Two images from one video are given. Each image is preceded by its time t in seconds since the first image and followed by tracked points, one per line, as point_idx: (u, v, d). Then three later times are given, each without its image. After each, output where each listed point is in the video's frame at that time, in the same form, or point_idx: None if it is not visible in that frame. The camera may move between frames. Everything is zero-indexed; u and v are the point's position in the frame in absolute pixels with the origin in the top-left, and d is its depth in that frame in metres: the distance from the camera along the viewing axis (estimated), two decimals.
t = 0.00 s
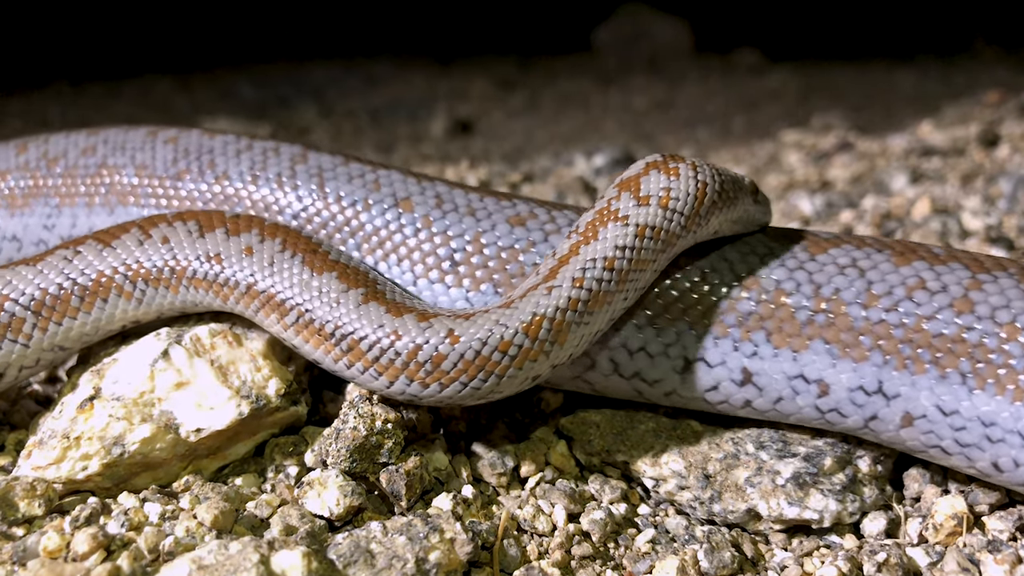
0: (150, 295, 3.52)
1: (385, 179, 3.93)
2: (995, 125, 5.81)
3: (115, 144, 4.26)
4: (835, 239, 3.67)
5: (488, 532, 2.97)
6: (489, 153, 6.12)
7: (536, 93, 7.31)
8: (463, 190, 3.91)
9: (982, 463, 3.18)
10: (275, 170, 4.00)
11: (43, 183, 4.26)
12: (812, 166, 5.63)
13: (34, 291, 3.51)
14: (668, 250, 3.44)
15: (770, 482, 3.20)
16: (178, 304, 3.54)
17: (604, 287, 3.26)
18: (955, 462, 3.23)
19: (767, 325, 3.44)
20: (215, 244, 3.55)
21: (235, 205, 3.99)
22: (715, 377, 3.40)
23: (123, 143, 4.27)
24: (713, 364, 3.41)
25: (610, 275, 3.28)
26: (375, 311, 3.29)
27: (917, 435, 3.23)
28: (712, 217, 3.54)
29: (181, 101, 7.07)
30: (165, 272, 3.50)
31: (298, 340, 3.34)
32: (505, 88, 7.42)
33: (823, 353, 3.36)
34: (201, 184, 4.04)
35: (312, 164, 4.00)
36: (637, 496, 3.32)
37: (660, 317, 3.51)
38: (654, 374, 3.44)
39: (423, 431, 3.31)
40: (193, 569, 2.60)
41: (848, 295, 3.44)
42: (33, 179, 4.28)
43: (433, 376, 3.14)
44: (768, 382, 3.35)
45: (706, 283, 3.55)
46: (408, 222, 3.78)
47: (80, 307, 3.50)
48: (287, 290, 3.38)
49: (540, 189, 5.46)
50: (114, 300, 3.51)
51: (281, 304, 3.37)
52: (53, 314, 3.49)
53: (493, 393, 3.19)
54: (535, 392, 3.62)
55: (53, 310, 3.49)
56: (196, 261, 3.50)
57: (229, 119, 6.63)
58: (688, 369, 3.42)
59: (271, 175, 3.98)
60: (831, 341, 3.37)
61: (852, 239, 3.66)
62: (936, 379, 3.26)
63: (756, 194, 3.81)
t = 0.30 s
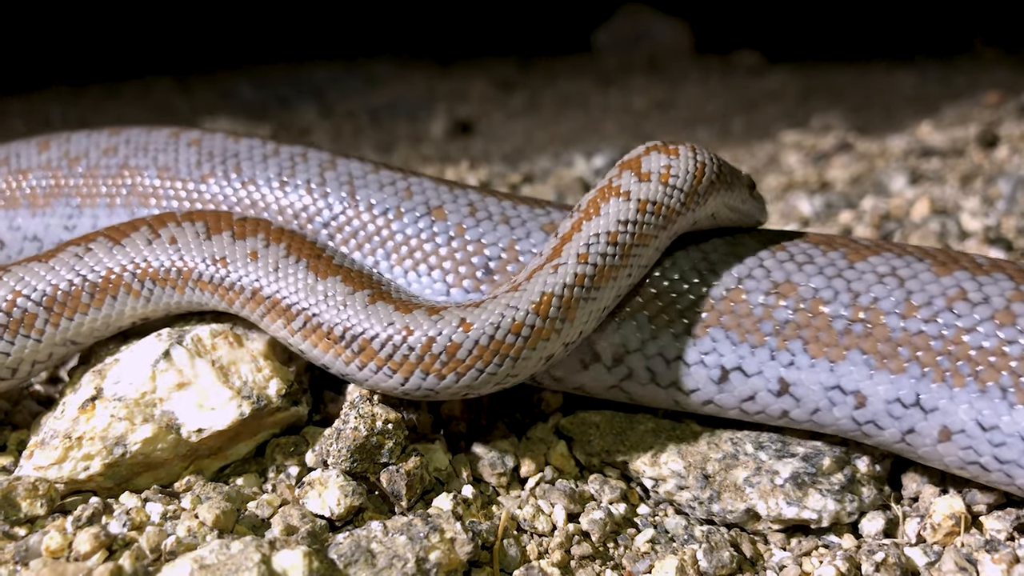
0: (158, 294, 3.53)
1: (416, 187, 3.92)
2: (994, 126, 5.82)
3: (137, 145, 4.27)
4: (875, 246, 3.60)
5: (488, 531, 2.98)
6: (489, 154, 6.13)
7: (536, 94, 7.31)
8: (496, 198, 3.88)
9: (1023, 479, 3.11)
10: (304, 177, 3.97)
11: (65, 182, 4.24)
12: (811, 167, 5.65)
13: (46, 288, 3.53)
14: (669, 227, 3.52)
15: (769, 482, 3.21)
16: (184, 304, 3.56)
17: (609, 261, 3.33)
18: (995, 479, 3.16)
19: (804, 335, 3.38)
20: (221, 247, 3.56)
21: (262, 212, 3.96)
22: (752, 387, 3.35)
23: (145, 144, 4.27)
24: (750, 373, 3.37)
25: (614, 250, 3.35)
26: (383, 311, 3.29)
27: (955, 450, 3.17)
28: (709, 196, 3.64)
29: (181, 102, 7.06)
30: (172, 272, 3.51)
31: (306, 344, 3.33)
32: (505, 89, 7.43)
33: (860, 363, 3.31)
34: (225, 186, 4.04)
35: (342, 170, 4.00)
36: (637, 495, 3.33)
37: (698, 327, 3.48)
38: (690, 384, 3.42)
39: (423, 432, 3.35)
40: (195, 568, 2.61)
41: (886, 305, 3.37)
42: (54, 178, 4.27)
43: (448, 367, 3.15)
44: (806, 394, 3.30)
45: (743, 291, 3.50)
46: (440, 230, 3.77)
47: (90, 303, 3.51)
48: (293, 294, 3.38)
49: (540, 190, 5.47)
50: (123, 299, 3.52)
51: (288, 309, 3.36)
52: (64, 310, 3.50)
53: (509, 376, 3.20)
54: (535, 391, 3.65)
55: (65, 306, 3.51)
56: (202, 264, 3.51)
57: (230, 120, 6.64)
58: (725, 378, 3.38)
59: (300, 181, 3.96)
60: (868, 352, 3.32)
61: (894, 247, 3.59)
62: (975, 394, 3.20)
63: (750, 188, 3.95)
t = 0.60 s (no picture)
0: (165, 296, 3.52)
1: (439, 193, 3.91)
2: (994, 128, 5.82)
3: (152, 146, 4.25)
4: (906, 250, 3.56)
5: (488, 533, 2.98)
6: (489, 155, 6.12)
7: (535, 97, 7.31)
8: (520, 204, 3.86)
9: None
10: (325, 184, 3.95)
11: (79, 183, 4.23)
12: (811, 169, 5.64)
13: (56, 286, 3.52)
14: (678, 213, 3.53)
15: (769, 484, 3.20)
16: (191, 307, 3.54)
17: (619, 245, 3.35)
18: None
19: (831, 340, 3.36)
20: (229, 252, 3.53)
21: (280, 218, 3.93)
22: (780, 393, 3.33)
23: (160, 145, 4.26)
24: (778, 378, 3.34)
25: (624, 234, 3.37)
26: (394, 313, 3.28)
27: (983, 462, 3.13)
28: (716, 183, 3.65)
29: (180, 104, 7.06)
30: (180, 275, 3.49)
31: (316, 352, 3.30)
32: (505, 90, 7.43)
33: (888, 371, 3.29)
34: (244, 189, 4.02)
35: (362, 175, 3.99)
36: (637, 497, 3.32)
37: (725, 332, 3.45)
38: (717, 391, 3.40)
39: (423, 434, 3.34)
40: (194, 571, 2.60)
41: (916, 311, 3.34)
42: (68, 179, 4.25)
43: (465, 362, 3.15)
44: (834, 400, 3.28)
45: (771, 295, 3.47)
46: (464, 235, 3.76)
47: (99, 303, 3.50)
48: (301, 301, 3.35)
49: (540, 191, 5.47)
50: (130, 300, 3.51)
51: (296, 316, 3.33)
52: (74, 309, 3.49)
53: (527, 366, 3.21)
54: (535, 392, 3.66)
55: (74, 305, 3.50)
56: (210, 269, 3.49)
57: (229, 122, 6.63)
58: (753, 384, 3.36)
59: (319, 187, 3.94)
60: (896, 359, 3.29)
61: (907, 250, 3.57)
62: (1006, 404, 3.16)
63: (761, 184, 3.97)
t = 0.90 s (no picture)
0: (175, 296, 3.52)
1: (463, 200, 3.89)
2: (994, 128, 5.82)
3: (168, 147, 4.23)
4: (939, 257, 3.51)
5: (488, 534, 2.98)
6: (489, 156, 6.12)
7: (535, 97, 7.33)
8: (547, 211, 3.83)
9: None
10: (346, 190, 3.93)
11: (94, 183, 4.21)
12: (811, 169, 5.65)
13: (67, 283, 3.52)
14: (690, 204, 3.54)
15: (768, 484, 3.20)
16: (200, 310, 3.54)
17: (632, 233, 3.35)
18: None
19: (861, 349, 3.33)
20: (239, 256, 3.51)
21: (280, 218, 3.94)
22: (810, 402, 3.30)
23: (176, 146, 4.24)
24: (807, 387, 3.31)
25: (636, 222, 3.37)
26: (409, 314, 3.26)
27: (1014, 476, 3.11)
28: (728, 177, 3.65)
29: (180, 105, 7.06)
30: (190, 277, 3.49)
31: (329, 357, 3.27)
32: (505, 91, 7.43)
33: (918, 381, 3.26)
34: (265, 194, 3.98)
35: (385, 182, 3.96)
36: (637, 498, 3.32)
37: (754, 339, 3.42)
38: (747, 399, 3.36)
39: (422, 436, 3.34)
40: (194, 571, 2.60)
41: (947, 320, 3.31)
42: (83, 179, 4.24)
43: (483, 354, 3.14)
44: (863, 410, 3.26)
45: (801, 301, 3.44)
46: (490, 242, 3.74)
47: (109, 300, 3.50)
48: (311, 307, 3.33)
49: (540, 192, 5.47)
50: (140, 299, 3.52)
51: (307, 322, 3.30)
52: (85, 305, 3.49)
53: (544, 356, 3.21)
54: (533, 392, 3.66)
55: (84, 302, 3.50)
56: (220, 272, 3.48)
57: (230, 123, 6.63)
58: (783, 392, 3.32)
59: (341, 194, 3.91)
60: (927, 369, 3.26)
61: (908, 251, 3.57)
62: None
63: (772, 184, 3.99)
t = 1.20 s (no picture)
0: (190, 299, 3.50)
1: (494, 205, 3.87)
2: (994, 129, 5.82)
3: (187, 148, 4.19)
4: (971, 265, 3.47)
5: (488, 535, 2.98)
6: (489, 156, 6.12)
7: (535, 97, 7.33)
8: (558, 214, 3.84)
9: None
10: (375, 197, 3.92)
11: (109, 184, 4.15)
12: (811, 169, 5.65)
13: (83, 279, 3.51)
14: (712, 196, 3.60)
15: (768, 484, 3.21)
16: (215, 315, 3.52)
17: (656, 221, 3.41)
18: None
19: (897, 357, 3.29)
20: (256, 264, 3.49)
21: (279, 218, 3.94)
22: (845, 410, 3.27)
23: (196, 147, 4.20)
24: (842, 396, 3.28)
25: (660, 209, 3.44)
26: (438, 314, 3.22)
27: None
28: (750, 174, 3.72)
29: (180, 105, 7.05)
30: (206, 281, 3.47)
31: (352, 363, 3.23)
32: (505, 92, 7.43)
33: (955, 392, 3.21)
34: (291, 201, 3.95)
35: (414, 188, 3.95)
36: (636, 498, 3.32)
37: (790, 345, 3.38)
38: (782, 406, 3.32)
39: (422, 435, 3.34)
40: (194, 571, 2.60)
41: (986, 331, 3.25)
42: (98, 180, 4.18)
43: (513, 344, 3.15)
44: (899, 420, 3.21)
45: (837, 308, 3.41)
46: (523, 248, 3.73)
47: (125, 298, 3.50)
48: (331, 314, 3.30)
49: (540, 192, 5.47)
50: (156, 299, 3.51)
51: (327, 330, 3.27)
52: (101, 302, 3.48)
53: (573, 343, 3.23)
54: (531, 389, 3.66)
55: (100, 298, 3.49)
56: (238, 278, 3.45)
57: (230, 123, 6.63)
58: (818, 401, 3.29)
59: (370, 200, 3.90)
60: (964, 380, 3.21)
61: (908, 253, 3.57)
62: None
63: (797, 190, 4.03)
